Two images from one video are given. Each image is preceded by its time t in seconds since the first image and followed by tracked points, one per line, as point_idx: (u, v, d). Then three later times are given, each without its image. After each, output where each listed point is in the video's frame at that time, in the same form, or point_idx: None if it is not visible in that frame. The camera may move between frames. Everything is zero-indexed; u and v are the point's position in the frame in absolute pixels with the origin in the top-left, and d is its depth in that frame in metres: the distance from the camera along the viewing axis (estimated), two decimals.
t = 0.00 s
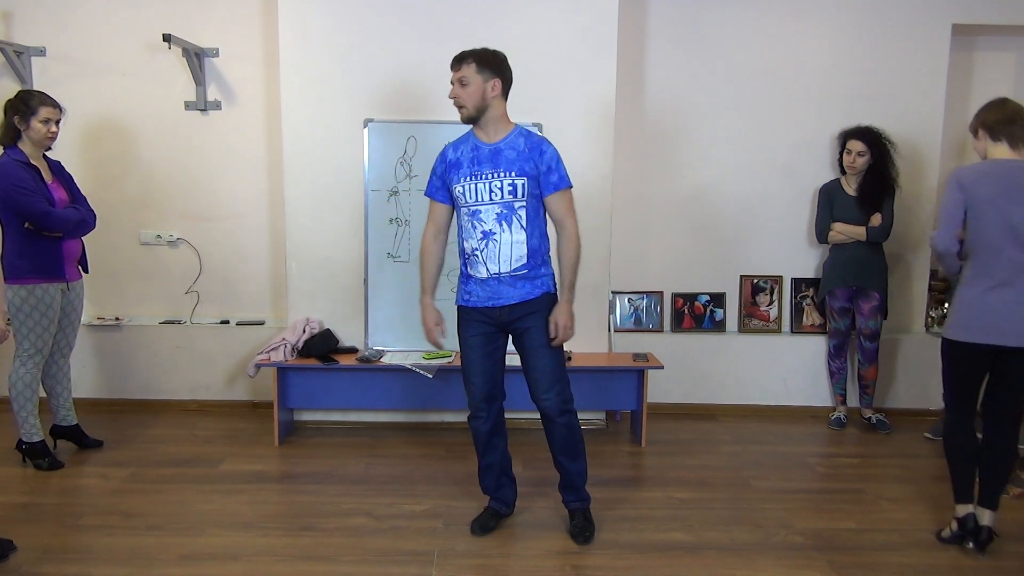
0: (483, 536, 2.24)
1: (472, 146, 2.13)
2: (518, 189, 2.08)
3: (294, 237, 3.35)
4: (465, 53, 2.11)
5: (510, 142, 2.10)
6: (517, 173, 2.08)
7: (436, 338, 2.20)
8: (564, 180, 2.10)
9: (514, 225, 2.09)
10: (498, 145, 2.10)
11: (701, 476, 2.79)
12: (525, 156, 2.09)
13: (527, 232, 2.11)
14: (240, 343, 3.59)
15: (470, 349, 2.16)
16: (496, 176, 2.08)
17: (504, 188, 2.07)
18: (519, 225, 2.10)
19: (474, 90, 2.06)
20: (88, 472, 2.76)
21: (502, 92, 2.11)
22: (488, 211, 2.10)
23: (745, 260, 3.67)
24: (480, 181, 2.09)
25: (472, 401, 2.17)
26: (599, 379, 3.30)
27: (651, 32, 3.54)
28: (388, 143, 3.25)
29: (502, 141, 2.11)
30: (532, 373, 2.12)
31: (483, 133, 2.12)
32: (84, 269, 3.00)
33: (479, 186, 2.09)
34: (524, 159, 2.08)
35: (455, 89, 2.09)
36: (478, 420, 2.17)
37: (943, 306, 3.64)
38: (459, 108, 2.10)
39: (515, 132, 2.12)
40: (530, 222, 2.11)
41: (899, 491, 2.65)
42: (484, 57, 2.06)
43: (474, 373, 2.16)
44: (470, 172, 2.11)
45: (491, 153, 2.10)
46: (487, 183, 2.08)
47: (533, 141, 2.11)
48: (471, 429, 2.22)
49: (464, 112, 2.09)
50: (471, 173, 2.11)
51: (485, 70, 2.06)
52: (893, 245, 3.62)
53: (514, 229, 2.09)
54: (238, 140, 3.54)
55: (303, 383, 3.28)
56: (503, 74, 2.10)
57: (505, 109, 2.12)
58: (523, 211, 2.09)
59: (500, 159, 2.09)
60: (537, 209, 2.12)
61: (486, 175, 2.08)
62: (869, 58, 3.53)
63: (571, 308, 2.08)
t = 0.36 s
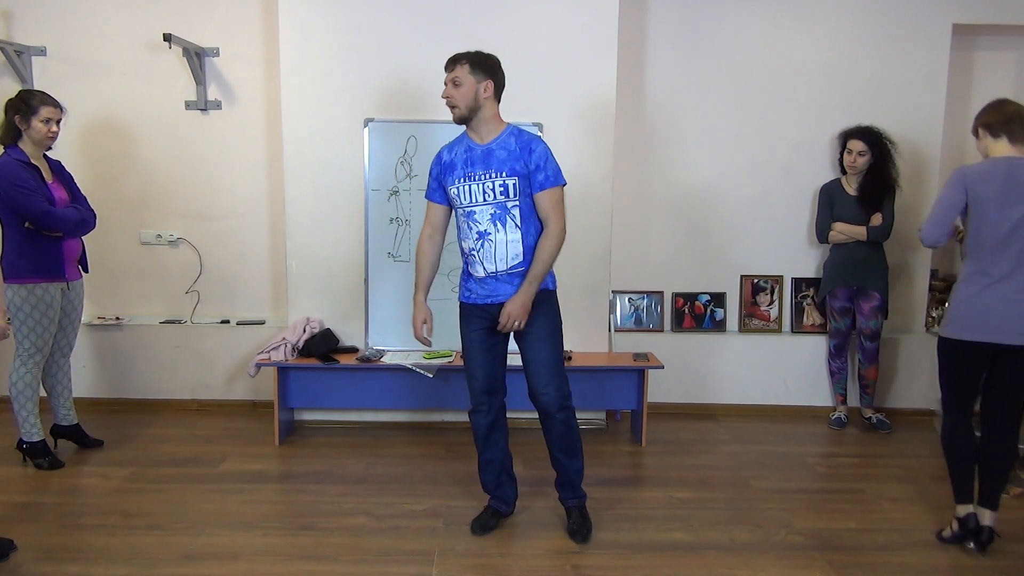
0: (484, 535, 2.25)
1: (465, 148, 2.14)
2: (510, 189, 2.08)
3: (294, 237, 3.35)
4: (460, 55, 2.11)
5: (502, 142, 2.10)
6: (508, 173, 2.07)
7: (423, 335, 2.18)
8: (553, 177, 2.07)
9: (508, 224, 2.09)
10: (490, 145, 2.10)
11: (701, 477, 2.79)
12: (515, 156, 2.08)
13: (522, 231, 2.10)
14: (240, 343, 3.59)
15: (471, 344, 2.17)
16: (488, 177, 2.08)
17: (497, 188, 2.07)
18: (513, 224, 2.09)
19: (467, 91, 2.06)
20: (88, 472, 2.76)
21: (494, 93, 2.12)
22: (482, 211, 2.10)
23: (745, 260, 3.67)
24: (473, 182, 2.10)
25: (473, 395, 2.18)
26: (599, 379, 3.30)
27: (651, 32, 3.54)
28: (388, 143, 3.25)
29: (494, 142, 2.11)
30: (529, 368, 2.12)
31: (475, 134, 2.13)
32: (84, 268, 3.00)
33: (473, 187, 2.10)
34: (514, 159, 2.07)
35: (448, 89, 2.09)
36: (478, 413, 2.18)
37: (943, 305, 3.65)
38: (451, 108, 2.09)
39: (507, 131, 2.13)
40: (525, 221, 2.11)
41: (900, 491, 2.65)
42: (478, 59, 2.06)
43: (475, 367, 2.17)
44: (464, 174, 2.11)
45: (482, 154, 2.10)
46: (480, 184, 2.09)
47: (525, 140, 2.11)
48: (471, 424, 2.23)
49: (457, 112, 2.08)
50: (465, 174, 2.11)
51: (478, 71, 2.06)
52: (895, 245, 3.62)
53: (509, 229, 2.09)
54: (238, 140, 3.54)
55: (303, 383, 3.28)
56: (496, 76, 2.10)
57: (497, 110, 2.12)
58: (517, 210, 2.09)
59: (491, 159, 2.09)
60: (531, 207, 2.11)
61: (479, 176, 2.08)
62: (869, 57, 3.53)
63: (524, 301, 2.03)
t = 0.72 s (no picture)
0: (484, 535, 2.24)
1: (469, 148, 2.15)
2: (517, 187, 2.10)
3: (294, 237, 3.35)
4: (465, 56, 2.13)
5: (505, 141, 2.12)
6: (515, 172, 2.10)
7: (439, 339, 2.22)
8: (558, 174, 2.10)
9: (516, 222, 2.11)
10: (494, 145, 2.12)
11: (701, 476, 2.79)
12: (521, 154, 2.11)
13: (528, 229, 2.13)
14: (240, 343, 3.59)
15: (475, 340, 2.18)
16: (495, 176, 2.10)
17: (504, 187, 2.10)
18: (520, 222, 2.12)
19: (474, 91, 2.07)
20: (88, 472, 2.76)
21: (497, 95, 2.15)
22: (489, 210, 2.11)
23: (745, 260, 3.67)
24: (479, 182, 2.11)
25: (477, 392, 2.18)
26: (599, 379, 3.30)
27: (652, 31, 3.54)
28: (388, 143, 3.25)
29: (497, 142, 2.12)
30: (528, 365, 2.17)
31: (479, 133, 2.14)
32: (85, 269, 3.00)
33: (479, 186, 2.11)
34: (519, 157, 2.10)
35: (454, 89, 2.10)
36: (481, 410, 2.17)
37: (943, 305, 3.65)
38: (457, 107, 2.11)
39: (510, 132, 2.14)
40: (531, 218, 2.13)
41: (900, 491, 2.64)
42: (484, 60, 2.09)
43: (479, 363, 2.17)
44: (469, 174, 2.12)
45: (487, 154, 2.12)
46: (486, 183, 2.10)
47: (527, 139, 2.14)
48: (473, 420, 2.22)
49: (463, 111, 2.10)
50: (470, 174, 2.12)
51: (485, 72, 2.08)
52: (894, 244, 3.62)
53: (516, 227, 2.11)
54: (238, 140, 3.54)
55: (303, 383, 3.28)
56: (500, 78, 2.13)
57: (500, 111, 2.15)
58: (524, 207, 2.11)
59: (496, 158, 2.11)
60: (536, 205, 2.14)
61: (485, 175, 2.10)
62: (869, 57, 3.52)
63: (558, 302, 2.11)
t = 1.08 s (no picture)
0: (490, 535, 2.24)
1: (488, 148, 2.17)
2: (535, 191, 2.17)
3: (294, 237, 3.35)
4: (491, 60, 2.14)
5: (525, 146, 2.18)
6: (534, 176, 2.16)
7: (445, 329, 2.22)
8: (571, 183, 2.22)
9: (530, 224, 2.18)
10: (514, 149, 2.17)
11: (701, 476, 2.79)
12: (540, 160, 2.18)
13: (540, 232, 2.20)
14: (240, 343, 3.59)
15: (477, 338, 2.19)
16: (515, 178, 2.14)
17: (522, 189, 2.15)
18: (534, 224, 2.18)
19: (502, 96, 2.10)
20: (88, 472, 2.76)
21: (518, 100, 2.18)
22: (506, 210, 2.15)
23: (745, 260, 3.67)
24: (498, 182, 2.14)
25: (483, 390, 2.18)
26: (599, 379, 3.30)
27: (652, 31, 3.54)
28: (388, 143, 3.26)
29: (518, 146, 2.17)
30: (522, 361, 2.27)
31: (500, 136, 2.17)
32: (85, 269, 3.00)
33: (497, 187, 2.15)
34: (538, 163, 2.17)
35: (481, 92, 2.11)
36: (486, 407, 2.17)
37: (943, 305, 3.65)
38: (483, 110, 2.12)
39: (528, 137, 2.20)
40: (543, 222, 2.21)
41: (900, 491, 2.64)
42: (512, 67, 2.11)
43: (484, 360, 2.18)
44: (488, 174, 2.15)
45: (507, 156, 2.16)
46: (505, 185, 2.14)
47: (545, 147, 2.21)
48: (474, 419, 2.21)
49: (489, 114, 2.11)
50: (489, 174, 2.15)
51: (512, 78, 2.12)
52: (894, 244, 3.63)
53: (530, 229, 2.18)
54: (238, 140, 3.54)
55: (303, 383, 3.28)
56: (522, 84, 2.17)
57: (519, 116, 2.19)
58: (539, 211, 2.18)
59: (516, 162, 2.16)
60: (548, 210, 2.22)
61: (504, 176, 2.14)
62: (870, 57, 3.53)
63: (557, 302, 2.20)
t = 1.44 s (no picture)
0: (486, 528, 2.28)
1: (489, 149, 2.17)
2: (535, 193, 2.18)
3: (294, 237, 3.35)
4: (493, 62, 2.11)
5: (525, 149, 2.18)
6: (534, 178, 2.17)
7: (433, 321, 2.23)
8: (572, 186, 2.25)
9: (528, 226, 2.19)
10: (516, 150, 2.17)
11: (701, 476, 2.79)
12: (541, 162, 2.19)
13: (538, 233, 2.21)
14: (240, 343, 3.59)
15: (474, 335, 2.20)
16: (515, 180, 2.15)
17: (522, 191, 2.16)
18: (532, 225, 2.19)
19: (508, 102, 2.10)
20: (88, 472, 2.76)
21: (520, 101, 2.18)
22: (505, 211, 2.16)
23: (745, 260, 3.67)
24: (498, 183, 2.15)
25: (479, 388, 2.20)
26: (599, 379, 3.30)
27: (652, 30, 3.54)
28: (388, 143, 3.26)
29: (519, 147, 2.18)
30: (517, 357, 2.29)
31: (503, 139, 2.17)
32: (84, 268, 3.00)
33: (497, 187, 2.15)
34: (539, 166, 2.18)
35: (487, 99, 2.10)
36: (482, 406, 2.21)
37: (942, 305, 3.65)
38: (489, 116, 2.11)
39: (529, 140, 2.21)
40: (541, 224, 2.22)
41: (900, 491, 2.64)
42: (516, 70, 2.10)
43: (481, 359, 2.19)
44: (488, 175, 2.15)
45: (508, 158, 2.17)
46: (505, 186, 2.15)
47: (545, 149, 2.22)
48: (469, 415, 2.24)
49: (496, 120, 2.11)
50: (489, 175, 2.15)
51: (516, 81, 2.10)
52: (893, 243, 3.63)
53: (528, 230, 2.19)
54: (238, 140, 3.54)
55: (303, 383, 3.28)
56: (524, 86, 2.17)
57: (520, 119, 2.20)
58: (537, 213, 2.19)
59: (517, 164, 2.17)
60: (547, 211, 2.24)
61: (504, 178, 2.15)
62: (869, 57, 3.53)
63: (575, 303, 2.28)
